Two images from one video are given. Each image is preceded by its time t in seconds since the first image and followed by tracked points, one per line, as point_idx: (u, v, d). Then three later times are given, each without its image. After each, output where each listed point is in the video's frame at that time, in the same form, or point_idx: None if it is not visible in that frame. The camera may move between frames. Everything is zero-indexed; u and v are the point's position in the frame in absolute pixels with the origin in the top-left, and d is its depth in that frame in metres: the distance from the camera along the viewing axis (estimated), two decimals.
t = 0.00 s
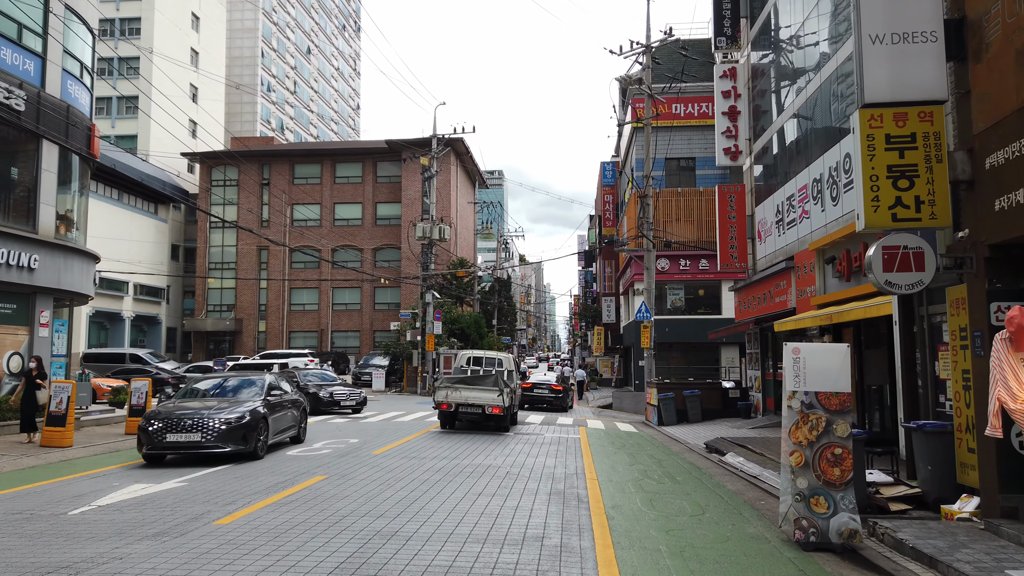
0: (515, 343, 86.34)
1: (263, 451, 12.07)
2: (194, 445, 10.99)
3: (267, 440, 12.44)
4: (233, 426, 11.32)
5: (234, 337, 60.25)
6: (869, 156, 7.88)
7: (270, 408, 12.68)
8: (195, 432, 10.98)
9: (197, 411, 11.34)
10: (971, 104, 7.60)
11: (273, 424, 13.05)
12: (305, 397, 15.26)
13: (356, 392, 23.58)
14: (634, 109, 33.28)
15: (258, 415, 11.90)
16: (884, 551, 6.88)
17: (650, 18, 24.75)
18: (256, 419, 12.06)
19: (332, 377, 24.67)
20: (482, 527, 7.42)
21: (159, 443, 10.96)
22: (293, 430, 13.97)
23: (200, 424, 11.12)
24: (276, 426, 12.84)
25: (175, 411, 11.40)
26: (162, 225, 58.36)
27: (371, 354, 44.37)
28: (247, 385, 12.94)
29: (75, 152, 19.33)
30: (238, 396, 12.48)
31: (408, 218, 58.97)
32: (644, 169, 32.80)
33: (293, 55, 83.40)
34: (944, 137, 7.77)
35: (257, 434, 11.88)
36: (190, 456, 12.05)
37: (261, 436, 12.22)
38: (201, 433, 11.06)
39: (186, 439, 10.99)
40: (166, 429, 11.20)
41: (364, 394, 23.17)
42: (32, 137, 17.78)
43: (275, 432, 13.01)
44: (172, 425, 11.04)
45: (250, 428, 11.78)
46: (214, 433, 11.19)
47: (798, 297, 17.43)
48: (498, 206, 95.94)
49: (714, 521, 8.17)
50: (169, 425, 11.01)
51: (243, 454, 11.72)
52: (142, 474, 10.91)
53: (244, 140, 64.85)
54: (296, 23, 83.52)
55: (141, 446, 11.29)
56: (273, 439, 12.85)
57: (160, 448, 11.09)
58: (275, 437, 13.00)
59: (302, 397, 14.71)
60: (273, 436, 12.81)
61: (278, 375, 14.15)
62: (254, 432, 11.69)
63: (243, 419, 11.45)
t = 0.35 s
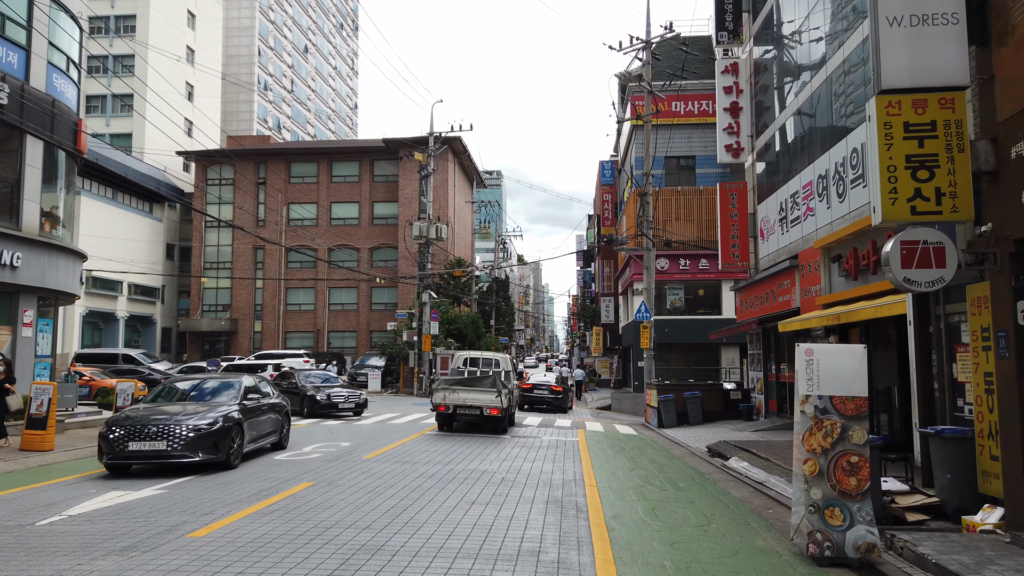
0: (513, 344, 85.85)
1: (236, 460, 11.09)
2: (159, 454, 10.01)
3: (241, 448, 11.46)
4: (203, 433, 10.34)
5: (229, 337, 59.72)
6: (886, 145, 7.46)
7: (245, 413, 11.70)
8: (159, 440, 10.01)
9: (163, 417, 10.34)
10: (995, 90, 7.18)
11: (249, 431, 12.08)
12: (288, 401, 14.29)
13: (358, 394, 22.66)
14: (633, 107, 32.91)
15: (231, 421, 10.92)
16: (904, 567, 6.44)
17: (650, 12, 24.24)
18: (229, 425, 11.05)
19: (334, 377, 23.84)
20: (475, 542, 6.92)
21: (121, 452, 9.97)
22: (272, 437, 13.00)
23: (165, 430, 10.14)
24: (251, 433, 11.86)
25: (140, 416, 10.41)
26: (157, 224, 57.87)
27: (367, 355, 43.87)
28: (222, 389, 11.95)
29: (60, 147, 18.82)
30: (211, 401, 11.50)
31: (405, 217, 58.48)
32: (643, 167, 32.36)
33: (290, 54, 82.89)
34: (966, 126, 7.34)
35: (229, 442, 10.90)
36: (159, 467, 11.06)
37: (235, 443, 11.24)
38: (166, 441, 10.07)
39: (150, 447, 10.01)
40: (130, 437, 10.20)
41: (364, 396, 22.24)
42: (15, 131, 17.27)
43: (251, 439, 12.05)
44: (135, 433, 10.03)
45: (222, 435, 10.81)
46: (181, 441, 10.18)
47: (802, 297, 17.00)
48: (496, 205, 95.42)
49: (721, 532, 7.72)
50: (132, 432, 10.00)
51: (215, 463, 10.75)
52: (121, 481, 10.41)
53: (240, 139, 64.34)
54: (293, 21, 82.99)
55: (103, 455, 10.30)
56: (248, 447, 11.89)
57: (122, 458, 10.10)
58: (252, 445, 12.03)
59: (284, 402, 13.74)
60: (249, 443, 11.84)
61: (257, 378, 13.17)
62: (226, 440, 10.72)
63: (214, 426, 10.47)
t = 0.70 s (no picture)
0: (513, 344, 85.31)
1: (206, 470, 10.06)
2: (117, 464, 8.96)
3: (213, 457, 10.42)
4: (168, 440, 9.29)
5: (227, 337, 59.24)
6: (910, 129, 7.36)
7: (219, 418, 10.67)
8: (119, 448, 8.95)
9: (124, 424, 9.29)
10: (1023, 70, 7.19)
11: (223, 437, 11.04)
12: (269, 405, 13.24)
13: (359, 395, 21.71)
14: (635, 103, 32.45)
15: (201, 427, 9.90)
16: None
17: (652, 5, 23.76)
18: (199, 431, 10.01)
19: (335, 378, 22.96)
20: (469, 556, 6.43)
21: (76, 463, 8.91)
22: (250, 444, 11.96)
23: (127, 438, 9.09)
24: (225, 440, 10.83)
25: (99, 422, 9.36)
26: (155, 223, 57.47)
27: (365, 355, 43.39)
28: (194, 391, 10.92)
29: (47, 142, 18.36)
30: (181, 405, 10.47)
31: (404, 216, 57.96)
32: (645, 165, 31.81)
33: (289, 53, 82.41)
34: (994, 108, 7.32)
35: (199, 449, 9.87)
36: (123, 478, 10.01)
37: (205, 452, 10.20)
38: (126, 449, 9.03)
39: (109, 456, 8.97)
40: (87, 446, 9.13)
41: (365, 397, 21.28)
42: None
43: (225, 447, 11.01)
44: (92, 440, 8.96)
45: (191, 443, 9.77)
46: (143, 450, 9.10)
47: (809, 295, 16.51)
48: (496, 205, 95.01)
49: (729, 543, 7.26)
50: (88, 439, 8.95)
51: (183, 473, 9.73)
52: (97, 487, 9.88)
53: (238, 137, 63.87)
54: (291, 20, 82.44)
55: (57, 466, 9.25)
56: (222, 455, 10.86)
57: (77, 469, 9.03)
58: (227, 453, 11.00)
59: (264, 405, 12.70)
60: (223, 451, 10.81)
61: (235, 381, 12.15)
62: (195, 448, 9.70)
63: (182, 432, 9.46)
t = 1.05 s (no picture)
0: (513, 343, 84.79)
1: (175, 477, 9.11)
2: (72, 472, 8.05)
3: (184, 462, 9.46)
4: (130, 446, 8.35)
5: (225, 336, 58.79)
6: (940, 107, 7.23)
7: (191, 420, 9.71)
8: (73, 455, 8.02)
9: (82, 427, 8.36)
10: None
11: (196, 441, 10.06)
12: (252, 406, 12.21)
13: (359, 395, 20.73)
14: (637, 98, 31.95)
15: (168, 431, 8.94)
16: None
17: None
18: (167, 435, 9.06)
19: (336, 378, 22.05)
20: (465, 567, 5.92)
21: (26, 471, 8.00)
22: (228, 448, 10.95)
23: (83, 443, 8.16)
24: (198, 445, 9.84)
25: (54, 426, 8.44)
26: (153, 221, 57.02)
27: (364, 354, 42.90)
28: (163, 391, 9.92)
29: (34, 133, 17.89)
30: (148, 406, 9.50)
31: (404, 214, 57.45)
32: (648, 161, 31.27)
33: (288, 51, 81.94)
34: None
35: (165, 456, 8.89)
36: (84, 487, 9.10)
37: (174, 458, 9.23)
38: (83, 455, 8.12)
39: (62, 463, 8.04)
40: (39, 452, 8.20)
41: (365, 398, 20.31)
42: None
43: (198, 452, 10.02)
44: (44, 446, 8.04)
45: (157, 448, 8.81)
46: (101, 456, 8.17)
47: (818, 291, 16.02)
48: (496, 203, 94.57)
49: (743, 552, 6.77)
50: (39, 445, 8.02)
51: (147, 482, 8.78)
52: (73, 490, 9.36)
53: (236, 135, 63.40)
54: (291, 18, 81.92)
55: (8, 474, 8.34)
56: (195, 461, 9.88)
57: (29, 478, 8.12)
58: (201, 458, 10.03)
59: (245, 405, 11.67)
60: (196, 456, 9.83)
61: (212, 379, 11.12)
62: (161, 454, 8.74)
63: (146, 437, 8.51)
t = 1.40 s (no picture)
0: (513, 343, 84.36)
1: (139, 489, 8.37)
2: (22, 484, 7.31)
3: (151, 472, 8.71)
4: (88, 454, 7.61)
5: (223, 336, 58.29)
6: (973, 87, 6.92)
7: (160, 424, 8.98)
8: (24, 465, 7.32)
9: (36, 435, 7.65)
10: None
11: (166, 448, 9.32)
12: (233, 408, 11.46)
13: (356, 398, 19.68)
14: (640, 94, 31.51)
15: (132, 438, 8.21)
16: None
17: None
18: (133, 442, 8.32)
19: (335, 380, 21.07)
20: None
21: None
22: (204, 454, 10.20)
23: (35, 451, 7.44)
24: (168, 452, 9.10)
25: (7, 433, 7.73)
26: (150, 220, 56.56)
27: (362, 354, 42.40)
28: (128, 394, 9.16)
29: (21, 127, 17.42)
30: (111, 410, 8.74)
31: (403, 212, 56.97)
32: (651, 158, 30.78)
33: (287, 49, 81.45)
34: None
35: (129, 465, 8.14)
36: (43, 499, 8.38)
37: (139, 467, 8.48)
38: (33, 465, 7.38)
39: (12, 475, 7.33)
40: None
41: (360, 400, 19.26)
42: None
43: (169, 460, 9.27)
44: None
45: (120, 456, 8.07)
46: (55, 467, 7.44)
47: (826, 290, 15.57)
48: (496, 202, 94.09)
49: (755, 566, 6.31)
50: None
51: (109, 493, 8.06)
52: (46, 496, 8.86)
53: (235, 133, 62.98)
54: (290, 16, 81.40)
55: None
56: (166, 469, 9.14)
57: None
58: (172, 466, 9.29)
59: (224, 409, 10.96)
60: (166, 464, 9.10)
61: (186, 381, 10.36)
62: (123, 463, 7.99)
63: (106, 445, 7.79)
